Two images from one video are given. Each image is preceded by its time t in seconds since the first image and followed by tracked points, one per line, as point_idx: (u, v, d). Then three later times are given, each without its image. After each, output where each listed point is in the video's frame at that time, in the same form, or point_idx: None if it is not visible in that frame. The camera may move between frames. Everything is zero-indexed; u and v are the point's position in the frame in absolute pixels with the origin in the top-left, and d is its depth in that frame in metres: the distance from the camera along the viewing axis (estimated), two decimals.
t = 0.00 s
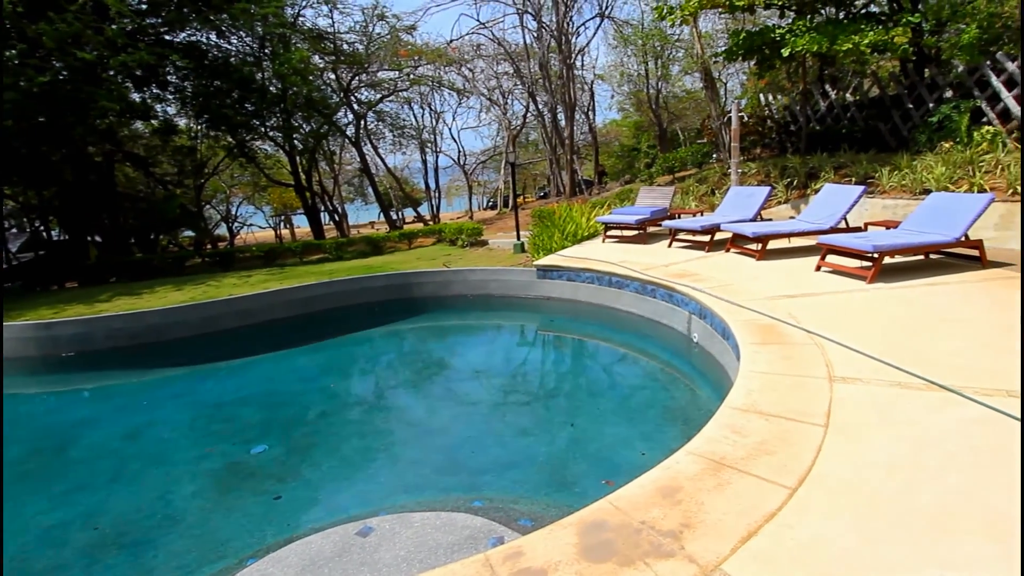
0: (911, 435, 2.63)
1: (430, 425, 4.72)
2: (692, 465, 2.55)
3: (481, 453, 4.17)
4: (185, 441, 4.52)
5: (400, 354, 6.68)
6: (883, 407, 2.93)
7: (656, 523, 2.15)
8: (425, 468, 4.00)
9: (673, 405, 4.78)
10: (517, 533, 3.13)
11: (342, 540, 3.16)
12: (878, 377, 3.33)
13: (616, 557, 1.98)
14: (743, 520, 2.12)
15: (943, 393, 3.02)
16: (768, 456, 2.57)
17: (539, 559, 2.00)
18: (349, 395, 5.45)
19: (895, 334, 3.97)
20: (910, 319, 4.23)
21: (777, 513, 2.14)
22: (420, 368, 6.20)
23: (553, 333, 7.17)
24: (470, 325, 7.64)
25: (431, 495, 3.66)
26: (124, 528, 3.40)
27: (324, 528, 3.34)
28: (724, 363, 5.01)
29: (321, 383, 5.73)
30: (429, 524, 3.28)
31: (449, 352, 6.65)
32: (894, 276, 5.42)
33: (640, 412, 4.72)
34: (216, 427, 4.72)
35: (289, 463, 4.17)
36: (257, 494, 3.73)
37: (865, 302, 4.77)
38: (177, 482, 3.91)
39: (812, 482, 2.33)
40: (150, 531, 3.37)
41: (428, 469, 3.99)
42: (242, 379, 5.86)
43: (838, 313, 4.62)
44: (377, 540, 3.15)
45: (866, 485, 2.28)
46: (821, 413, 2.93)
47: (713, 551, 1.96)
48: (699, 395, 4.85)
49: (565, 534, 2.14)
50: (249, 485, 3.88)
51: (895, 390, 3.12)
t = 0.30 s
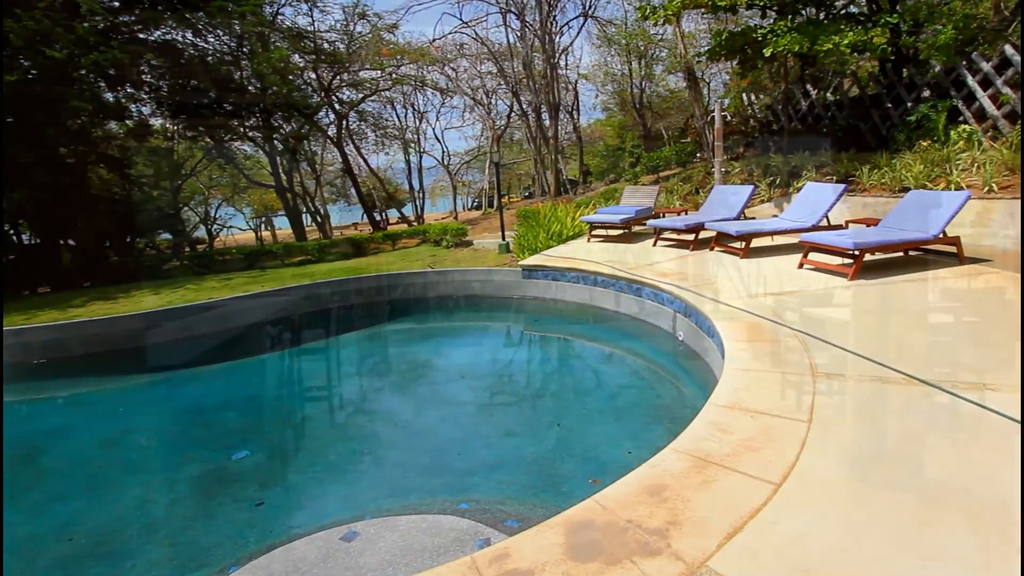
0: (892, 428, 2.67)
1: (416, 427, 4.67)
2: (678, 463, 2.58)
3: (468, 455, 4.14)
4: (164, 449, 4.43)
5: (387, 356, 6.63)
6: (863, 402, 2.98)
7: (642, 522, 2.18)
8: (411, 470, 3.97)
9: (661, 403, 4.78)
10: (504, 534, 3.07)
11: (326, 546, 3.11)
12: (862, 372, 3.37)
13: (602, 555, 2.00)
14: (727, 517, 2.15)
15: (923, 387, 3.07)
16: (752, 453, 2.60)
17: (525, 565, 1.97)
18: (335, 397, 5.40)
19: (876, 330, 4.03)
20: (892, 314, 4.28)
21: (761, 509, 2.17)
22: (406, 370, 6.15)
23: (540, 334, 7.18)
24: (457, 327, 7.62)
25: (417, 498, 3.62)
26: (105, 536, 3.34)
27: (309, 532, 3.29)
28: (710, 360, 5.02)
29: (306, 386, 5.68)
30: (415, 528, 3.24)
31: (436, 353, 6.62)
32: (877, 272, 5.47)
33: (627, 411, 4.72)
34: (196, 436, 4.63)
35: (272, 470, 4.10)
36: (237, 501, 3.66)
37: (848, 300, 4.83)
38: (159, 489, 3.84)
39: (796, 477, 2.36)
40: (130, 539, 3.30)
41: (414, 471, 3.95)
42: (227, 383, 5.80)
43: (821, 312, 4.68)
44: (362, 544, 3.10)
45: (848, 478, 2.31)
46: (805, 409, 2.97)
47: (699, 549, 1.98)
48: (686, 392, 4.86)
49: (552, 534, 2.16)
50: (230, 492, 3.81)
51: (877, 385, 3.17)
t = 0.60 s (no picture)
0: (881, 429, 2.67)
1: (405, 430, 4.62)
2: (668, 465, 2.57)
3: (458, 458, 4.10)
4: (149, 454, 4.35)
5: (375, 357, 6.59)
6: (851, 403, 3.01)
7: (631, 523, 2.17)
8: (400, 473, 3.92)
9: (652, 402, 4.76)
10: (493, 537, 3.03)
11: (312, 551, 3.04)
12: (849, 377, 3.38)
13: (592, 558, 1.99)
14: (718, 516, 2.14)
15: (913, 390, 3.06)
16: (741, 452, 2.61)
17: (514, 568, 1.96)
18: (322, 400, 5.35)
19: (863, 334, 4.09)
20: (880, 317, 4.29)
21: (751, 506, 2.17)
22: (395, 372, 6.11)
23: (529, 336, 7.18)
24: (446, 329, 7.60)
25: (405, 502, 3.57)
26: (84, 542, 3.27)
27: (296, 536, 3.22)
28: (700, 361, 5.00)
29: (293, 388, 5.62)
30: (403, 534, 3.18)
31: (425, 355, 6.59)
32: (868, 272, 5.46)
33: (617, 412, 4.72)
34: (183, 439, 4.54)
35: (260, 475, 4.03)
36: (222, 505, 3.56)
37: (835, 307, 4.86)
38: (141, 494, 3.77)
39: (784, 476, 2.37)
40: (111, 546, 3.24)
41: (403, 475, 3.90)
42: (211, 386, 5.73)
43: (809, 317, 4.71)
44: (349, 550, 3.05)
45: (837, 477, 2.31)
46: (793, 411, 2.97)
47: (689, 549, 1.96)
48: (676, 391, 4.85)
49: (541, 537, 2.14)
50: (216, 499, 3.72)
51: (864, 387, 3.18)
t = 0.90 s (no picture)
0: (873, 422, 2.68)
1: (399, 432, 4.59)
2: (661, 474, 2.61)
3: (454, 458, 4.10)
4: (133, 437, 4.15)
5: (369, 361, 6.56)
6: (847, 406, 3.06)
7: (623, 527, 2.19)
8: (392, 475, 3.88)
9: (644, 401, 4.80)
10: (486, 539, 3.01)
11: (303, 556, 3.01)
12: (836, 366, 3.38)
13: (584, 561, 2.00)
14: (707, 518, 2.18)
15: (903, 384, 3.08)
16: (732, 461, 2.66)
17: (511, 565, 2.02)
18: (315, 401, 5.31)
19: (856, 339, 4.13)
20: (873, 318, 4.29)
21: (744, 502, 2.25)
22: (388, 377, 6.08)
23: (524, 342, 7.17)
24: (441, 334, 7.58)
25: (398, 503, 3.53)
26: (73, 547, 3.25)
27: (292, 538, 3.20)
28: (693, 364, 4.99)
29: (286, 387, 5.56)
30: (397, 536, 3.17)
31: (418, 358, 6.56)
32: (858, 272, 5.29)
33: (611, 412, 4.71)
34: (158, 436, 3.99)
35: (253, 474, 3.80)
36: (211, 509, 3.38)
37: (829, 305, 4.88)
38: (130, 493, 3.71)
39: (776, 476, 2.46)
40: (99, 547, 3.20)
41: (397, 473, 3.90)
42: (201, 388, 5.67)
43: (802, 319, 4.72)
44: (340, 554, 3.02)
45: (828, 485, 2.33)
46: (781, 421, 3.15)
47: (681, 550, 1.99)
48: (670, 393, 4.86)
49: (533, 543, 2.15)
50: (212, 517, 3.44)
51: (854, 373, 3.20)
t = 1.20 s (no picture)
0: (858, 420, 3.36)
1: (393, 433, 4.52)
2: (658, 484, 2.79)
3: (445, 459, 4.05)
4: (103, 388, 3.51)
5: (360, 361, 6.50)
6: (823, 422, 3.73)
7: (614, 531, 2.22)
8: (388, 476, 3.80)
9: (640, 395, 5.04)
10: (480, 541, 2.96)
11: (295, 559, 2.84)
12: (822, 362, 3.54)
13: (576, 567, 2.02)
14: (701, 521, 2.70)
15: (887, 382, 3.27)
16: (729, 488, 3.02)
17: (504, 565, 2.43)
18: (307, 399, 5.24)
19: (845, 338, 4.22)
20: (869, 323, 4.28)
21: (724, 504, 2.85)
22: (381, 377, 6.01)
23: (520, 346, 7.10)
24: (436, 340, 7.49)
25: (394, 505, 3.43)
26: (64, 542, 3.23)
27: (277, 548, 2.91)
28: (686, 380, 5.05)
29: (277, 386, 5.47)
30: (393, 538, 3.06)
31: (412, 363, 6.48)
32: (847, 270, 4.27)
33: (607, 413, 4.68)
34: (39, 514, 1.73)
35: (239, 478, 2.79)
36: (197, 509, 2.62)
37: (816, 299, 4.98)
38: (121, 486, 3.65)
39: (768, 477, 3.12)
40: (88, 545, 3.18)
41: (392, 476, 3.79)
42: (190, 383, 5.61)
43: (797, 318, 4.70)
44: (334, 556, 2.87)
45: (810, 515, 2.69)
46: (753, 437, 3.81)
47: (675, 553, 2.46)
48: (665, 398, 4.85)
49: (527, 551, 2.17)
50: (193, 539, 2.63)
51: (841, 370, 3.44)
